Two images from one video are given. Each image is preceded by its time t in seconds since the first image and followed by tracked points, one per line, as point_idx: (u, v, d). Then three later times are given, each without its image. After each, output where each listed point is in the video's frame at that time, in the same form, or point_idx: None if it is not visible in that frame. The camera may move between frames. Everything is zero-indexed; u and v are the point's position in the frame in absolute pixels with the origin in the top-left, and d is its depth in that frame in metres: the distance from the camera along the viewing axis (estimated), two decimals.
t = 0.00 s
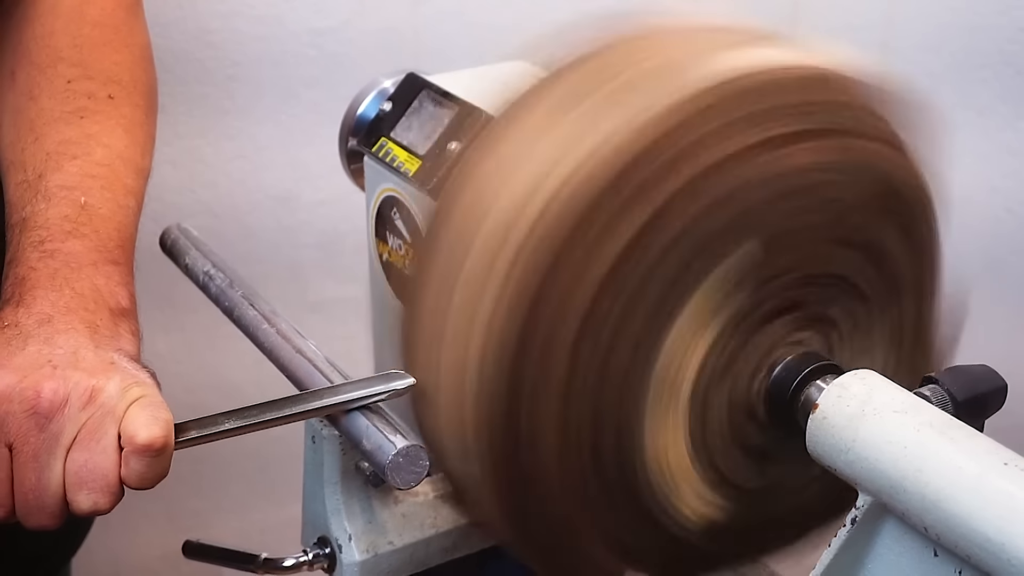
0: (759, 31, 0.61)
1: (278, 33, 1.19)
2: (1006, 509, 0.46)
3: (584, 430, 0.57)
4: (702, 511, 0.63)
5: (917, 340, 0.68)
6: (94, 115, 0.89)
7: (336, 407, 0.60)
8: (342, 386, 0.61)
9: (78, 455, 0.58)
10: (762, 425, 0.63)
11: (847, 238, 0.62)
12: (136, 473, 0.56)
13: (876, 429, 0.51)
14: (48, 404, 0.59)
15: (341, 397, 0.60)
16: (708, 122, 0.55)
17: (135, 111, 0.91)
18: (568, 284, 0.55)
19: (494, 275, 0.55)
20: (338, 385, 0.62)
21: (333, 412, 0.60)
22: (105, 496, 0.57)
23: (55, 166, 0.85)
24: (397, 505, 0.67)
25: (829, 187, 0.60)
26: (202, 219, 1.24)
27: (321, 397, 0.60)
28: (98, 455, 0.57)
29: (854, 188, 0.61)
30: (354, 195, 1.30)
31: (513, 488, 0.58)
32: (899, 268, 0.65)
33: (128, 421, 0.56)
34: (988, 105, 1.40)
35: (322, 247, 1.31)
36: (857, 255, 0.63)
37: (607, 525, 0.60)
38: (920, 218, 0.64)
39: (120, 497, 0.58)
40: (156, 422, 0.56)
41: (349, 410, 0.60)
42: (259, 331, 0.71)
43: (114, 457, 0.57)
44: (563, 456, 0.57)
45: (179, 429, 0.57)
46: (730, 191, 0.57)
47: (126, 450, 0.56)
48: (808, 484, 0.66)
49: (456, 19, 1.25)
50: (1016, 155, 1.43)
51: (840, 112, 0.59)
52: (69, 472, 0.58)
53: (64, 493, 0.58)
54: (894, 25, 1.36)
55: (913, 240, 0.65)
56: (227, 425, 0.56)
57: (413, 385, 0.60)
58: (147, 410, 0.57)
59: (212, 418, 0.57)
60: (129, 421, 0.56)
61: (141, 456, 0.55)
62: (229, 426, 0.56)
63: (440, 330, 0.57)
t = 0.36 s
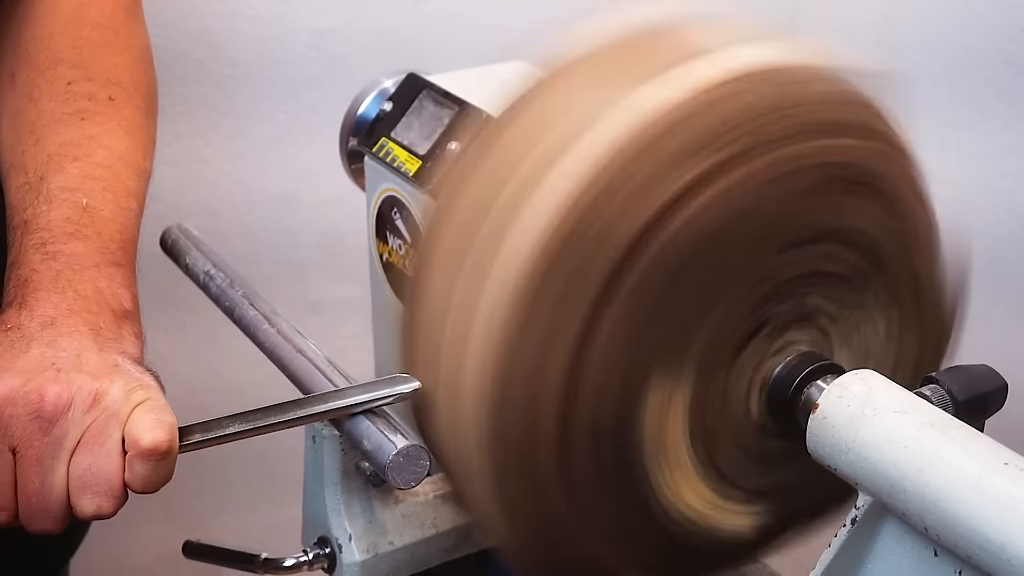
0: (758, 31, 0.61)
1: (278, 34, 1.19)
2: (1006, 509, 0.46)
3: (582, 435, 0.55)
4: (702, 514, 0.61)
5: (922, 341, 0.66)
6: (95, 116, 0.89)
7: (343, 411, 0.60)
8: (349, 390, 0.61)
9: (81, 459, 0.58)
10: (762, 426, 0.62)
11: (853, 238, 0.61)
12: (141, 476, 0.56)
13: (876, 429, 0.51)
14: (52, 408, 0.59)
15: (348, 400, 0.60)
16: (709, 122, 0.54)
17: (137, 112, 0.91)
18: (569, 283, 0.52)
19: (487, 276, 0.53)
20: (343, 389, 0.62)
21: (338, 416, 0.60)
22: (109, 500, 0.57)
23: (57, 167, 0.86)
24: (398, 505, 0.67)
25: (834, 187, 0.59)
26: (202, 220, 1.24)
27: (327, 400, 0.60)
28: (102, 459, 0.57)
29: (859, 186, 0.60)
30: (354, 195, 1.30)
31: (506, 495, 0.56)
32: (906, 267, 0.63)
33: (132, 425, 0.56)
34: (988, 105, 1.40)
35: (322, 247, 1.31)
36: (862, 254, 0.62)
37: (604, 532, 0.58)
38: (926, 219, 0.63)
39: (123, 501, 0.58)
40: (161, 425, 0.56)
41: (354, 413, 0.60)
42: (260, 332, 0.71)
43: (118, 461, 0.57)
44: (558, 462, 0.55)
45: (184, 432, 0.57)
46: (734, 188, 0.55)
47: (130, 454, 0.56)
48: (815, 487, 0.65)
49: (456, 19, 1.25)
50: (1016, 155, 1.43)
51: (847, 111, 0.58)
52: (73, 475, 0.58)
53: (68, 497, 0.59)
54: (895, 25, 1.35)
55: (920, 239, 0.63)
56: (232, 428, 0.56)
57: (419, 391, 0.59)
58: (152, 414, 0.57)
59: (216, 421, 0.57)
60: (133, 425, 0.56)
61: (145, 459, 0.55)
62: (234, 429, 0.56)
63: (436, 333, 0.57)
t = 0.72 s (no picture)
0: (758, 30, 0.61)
1: (278, 33, 1.19)
2: (1006, 509, 0.46)
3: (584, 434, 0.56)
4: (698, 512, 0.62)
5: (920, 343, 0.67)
6: (95, 118, 0.89)
7: (346, 415, 0.59)
8: (353, 394, 0.60)
9: (86, 462, 0.57)
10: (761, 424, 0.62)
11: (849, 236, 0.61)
12: (145, 479, 0.56)
13: (876, 429, 0.51)
14: (56, 410, 0.59)
15: (352, 404, 0.59)
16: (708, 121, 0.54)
17: (137, 114, 0.91)
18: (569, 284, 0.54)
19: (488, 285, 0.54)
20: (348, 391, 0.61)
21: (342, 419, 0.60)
22: (113, 504, 0.57)
23: (57, 169, 0.85)
24: (398, 505, 0.67)
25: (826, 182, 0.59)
26: (202, 220, 1.24)
27: (332, 404, 0.60)
28: (106, 463, 0.57)
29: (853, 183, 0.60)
30: (354, 195, 1.30)
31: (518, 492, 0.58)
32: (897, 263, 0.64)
33: (136, 428, 0.56)
34: (988, 105, 1.40)
35: (322, 247, 1.31)
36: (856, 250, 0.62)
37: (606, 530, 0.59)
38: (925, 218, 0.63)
39: (127, 504, 0.57)
40: (165, 429, 0.55)
41: (358, 417, 0.60)
42: (260, 331, 0.71)
43: (122, 464, 0.57)
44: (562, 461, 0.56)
45: (188, 436, 0.57)
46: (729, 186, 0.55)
47: (134, 457, 0.55)
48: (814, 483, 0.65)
49: (456, 18, 1.25)
50: (1016, 155, 1.43)
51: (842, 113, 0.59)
52: (77, 479, 0.58)
53: (72, 501, 0.58)
54: (895, 25, 1.35)
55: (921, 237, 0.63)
56: (237, 431, 0.56)
57: (424, 393, 0.60)
58: (156, 417, 0.56)
59: (222, 424, 0.57)
60: (138, 428, 0.56)
61: (149, 462, 0.55)
62: (239, 432, 0.56)
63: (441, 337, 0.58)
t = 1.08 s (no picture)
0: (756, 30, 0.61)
1: (278, 33, 1.19)
2: (1005, 509, 0.46)
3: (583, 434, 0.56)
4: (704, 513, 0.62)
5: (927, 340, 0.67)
6: (95, 120, 0.89)
7: (350, 418, 0.58)
8: (358, 397, 0.59)
9: (89, 467, 0.57)
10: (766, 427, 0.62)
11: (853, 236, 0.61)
12: (148, 484, 0.55)
13: (875, 429, 0.51)
14: (59, 414, 0.58)
15: (356, 408, 0.58)
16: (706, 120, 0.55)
17: (136, 116, 0.91)
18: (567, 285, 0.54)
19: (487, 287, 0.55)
20: (353, 395, 0.60)
21: (346, 423, 0.59)
22: (116, 509, 0.56)
23: (58, 171, 0.85)
24: (398, 505, 0.67)
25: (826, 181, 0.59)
26: (202, 220, 1.24)
27: (335, 407, 0.59)
28: (109, 467, 0.56)
29: (855, 184, 0.60)
30: (354, 195, 1.30)
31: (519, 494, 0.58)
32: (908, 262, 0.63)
33: (140, 432, 0.55)
34: (988, 105, 1.40)
35: (323, 247, 1.31)
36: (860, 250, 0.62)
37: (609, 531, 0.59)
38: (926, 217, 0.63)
39: (131, 508, 0.57)
40: (169, 433, 0.55)
41: (360, 421, 0.59)
42: (260, 331, 0.71)
43: (126, 468, 0.56)
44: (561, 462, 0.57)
45: (192, 439, 0.56)
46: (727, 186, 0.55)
47: (138, 462, 0.55)
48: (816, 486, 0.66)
49: (456, 18, 1.25)
50: (1016, 155, 1.43)
51: (840, 113, 0.59)
52: (80, 483, 0.57)
53: (75, 506, 0.58)
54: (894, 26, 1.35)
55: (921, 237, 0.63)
56: (241, 435, 0.55)
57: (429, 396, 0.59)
58: (160, 421, 0.56)
59: (225, 427, 0.56)
60: (141, 432, 0.55)
61: (153, 467, 0.54)
62: (243, 436, 0.55)
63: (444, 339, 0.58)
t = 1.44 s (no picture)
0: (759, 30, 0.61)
1: (278, 33, 1.19)
2: (1004, 509, 0.46)
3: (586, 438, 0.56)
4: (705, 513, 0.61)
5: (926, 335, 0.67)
6: (97, 122, 0.89)
7: (354, 423, 0.58)
8: (364, 401, 0.59)
9: (92, 472, 0.57)
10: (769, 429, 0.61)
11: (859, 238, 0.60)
12: (153, 490, 0.55)
13: (875, 429, 0.51)
14: (62, 420, 0.58)
15: (361, 413, 0.58)
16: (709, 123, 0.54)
17: (138, 118, 0.91)
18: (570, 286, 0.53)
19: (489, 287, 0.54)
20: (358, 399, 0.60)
21: (350, 428, 0.59)
22: (120, 514, 0.57)
23: (60, 174, 0.85)
24: (398, 506, 0.66)
25: (835, 184, 0.58)
26: (202, 220, 1.24)
27: (340, 411, 0.59)
28: (113, 473, 0.56)
29: (864, 185, 0.59)
30: (355, 195, 1.30)
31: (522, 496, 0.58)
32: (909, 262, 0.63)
33: (143, 438, 0.55)
34: (989, 105, 1.40)
35: (323, 247, 1.31)
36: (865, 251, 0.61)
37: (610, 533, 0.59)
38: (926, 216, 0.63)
39: (134, 514, 0.57)
40: (172, 439, 0.54)
41: (366, 425, 0.59)
42: (260, 332, 0.71)
43: (129, 474, 0.56)
44: (563, 464, 0.56)
45: (196, 444, 0.56)
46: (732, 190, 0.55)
47: (141, 468, 0.55)
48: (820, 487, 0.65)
49: (456, 18, 1.25)
50: (1016, 156, 1.43)
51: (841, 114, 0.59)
52: (83, 489, 0.57)
53: (78, 511, 0.58)
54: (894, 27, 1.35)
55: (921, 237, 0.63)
56: (245, 440, 0.55)
57: (434, 401, 0.59)
58: (163, 426, 0.56)
59: (229, 432, 0.56)
60: (144, 437, 0.55)
61: (156, 473, 0.54)
62: (247, 441, 0.55)
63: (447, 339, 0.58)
